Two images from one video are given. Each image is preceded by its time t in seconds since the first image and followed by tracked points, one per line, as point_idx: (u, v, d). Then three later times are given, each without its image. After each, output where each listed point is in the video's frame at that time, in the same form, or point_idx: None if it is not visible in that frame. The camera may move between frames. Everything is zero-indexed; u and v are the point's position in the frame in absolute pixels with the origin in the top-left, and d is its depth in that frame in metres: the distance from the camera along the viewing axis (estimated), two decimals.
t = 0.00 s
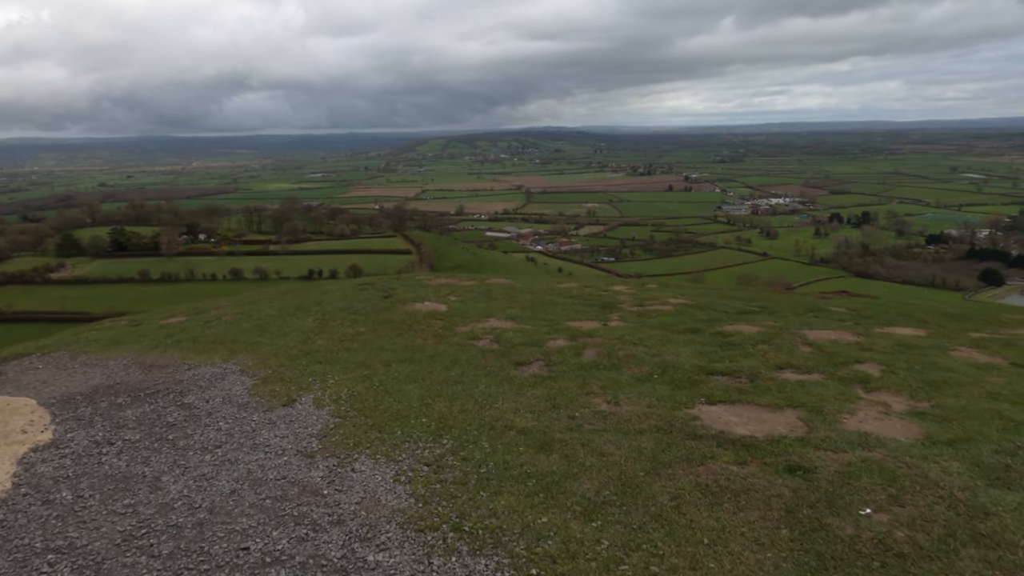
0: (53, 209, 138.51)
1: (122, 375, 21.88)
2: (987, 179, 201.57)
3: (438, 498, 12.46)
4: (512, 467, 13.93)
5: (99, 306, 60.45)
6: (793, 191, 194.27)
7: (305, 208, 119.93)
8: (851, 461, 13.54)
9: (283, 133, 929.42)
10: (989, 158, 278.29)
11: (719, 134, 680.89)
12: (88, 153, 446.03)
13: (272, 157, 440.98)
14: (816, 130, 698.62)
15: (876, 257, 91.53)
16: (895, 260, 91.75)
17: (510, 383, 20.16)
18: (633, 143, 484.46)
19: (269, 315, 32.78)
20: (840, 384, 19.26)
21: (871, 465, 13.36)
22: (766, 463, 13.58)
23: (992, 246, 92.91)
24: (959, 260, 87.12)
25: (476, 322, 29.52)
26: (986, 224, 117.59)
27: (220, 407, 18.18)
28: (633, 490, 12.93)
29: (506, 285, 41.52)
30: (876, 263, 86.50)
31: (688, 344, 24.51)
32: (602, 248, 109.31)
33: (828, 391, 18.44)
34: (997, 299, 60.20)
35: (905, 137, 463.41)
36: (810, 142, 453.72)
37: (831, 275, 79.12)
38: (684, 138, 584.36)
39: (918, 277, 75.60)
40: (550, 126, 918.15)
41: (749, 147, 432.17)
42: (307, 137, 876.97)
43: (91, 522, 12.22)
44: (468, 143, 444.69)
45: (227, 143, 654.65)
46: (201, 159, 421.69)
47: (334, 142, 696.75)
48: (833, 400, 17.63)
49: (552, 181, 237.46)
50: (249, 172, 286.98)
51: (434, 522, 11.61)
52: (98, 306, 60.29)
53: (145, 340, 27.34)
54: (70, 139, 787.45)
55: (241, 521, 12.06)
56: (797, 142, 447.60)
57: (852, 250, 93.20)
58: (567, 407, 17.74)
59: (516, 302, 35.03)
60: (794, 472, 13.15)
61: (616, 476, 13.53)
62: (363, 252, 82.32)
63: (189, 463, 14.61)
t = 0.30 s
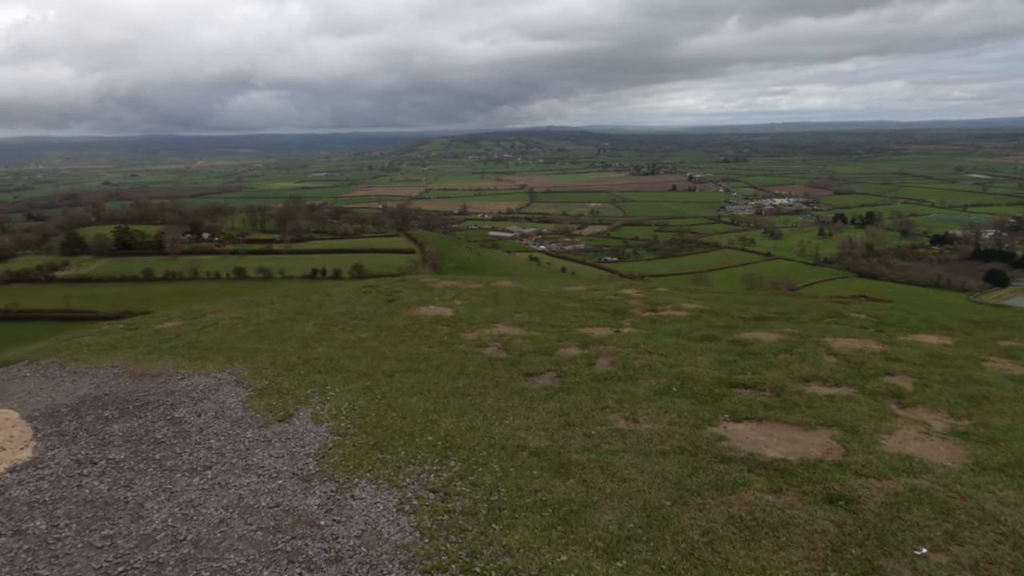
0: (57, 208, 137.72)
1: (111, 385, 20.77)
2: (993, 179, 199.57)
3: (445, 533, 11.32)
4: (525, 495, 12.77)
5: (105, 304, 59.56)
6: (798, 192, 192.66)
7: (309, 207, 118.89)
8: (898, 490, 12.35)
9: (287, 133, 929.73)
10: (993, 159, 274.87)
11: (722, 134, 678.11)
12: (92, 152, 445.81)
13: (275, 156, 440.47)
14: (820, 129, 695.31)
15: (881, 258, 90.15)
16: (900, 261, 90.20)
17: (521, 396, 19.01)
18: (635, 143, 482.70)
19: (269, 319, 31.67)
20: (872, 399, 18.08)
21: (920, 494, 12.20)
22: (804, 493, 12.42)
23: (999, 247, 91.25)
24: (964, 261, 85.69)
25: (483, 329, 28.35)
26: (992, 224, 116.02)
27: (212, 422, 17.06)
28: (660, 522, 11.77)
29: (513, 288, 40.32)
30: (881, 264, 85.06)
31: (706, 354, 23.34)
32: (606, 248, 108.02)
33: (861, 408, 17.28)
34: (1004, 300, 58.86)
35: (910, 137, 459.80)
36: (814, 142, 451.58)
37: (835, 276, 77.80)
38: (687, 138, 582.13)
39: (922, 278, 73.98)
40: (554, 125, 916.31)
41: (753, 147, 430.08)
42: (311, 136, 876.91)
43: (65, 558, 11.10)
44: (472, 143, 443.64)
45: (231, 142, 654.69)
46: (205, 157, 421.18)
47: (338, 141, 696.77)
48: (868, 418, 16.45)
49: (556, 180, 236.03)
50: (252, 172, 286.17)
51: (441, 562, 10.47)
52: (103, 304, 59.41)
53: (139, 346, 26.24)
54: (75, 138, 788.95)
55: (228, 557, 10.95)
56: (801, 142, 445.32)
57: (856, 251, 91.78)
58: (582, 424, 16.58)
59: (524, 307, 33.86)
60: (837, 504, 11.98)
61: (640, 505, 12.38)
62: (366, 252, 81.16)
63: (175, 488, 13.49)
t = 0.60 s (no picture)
0: (71, 205, 138.15)
1: (118, 394, 19.99)
2: (1007, 181, 196.48)
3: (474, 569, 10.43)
4: (557, 525, 11.86)
5: (117, 301, 59.20)
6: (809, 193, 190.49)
7: (318, 206, 118.43)
8: (964, 525, 11.34)
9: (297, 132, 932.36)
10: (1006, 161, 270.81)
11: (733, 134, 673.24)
12: (105, 151, 448.31)
13: (285, 155, 441.51)
14: (831, 130, 690.18)
15: (893, 260, 88.50)
16: (912, 263, 88.34)
17: (545, 411, 18.08)
18: (645, 144, 479.11)
19: (280, 324, 30.88)
20: (919, 418, 17.02)
21: (990, 531, 11.18)
22: (862, 528, 11.43)
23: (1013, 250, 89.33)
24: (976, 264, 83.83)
25: (499, 336, 27.45)
26: (1005, 227, 113.81)
27: (222, 437, 16.25)
28: (706, 559, 10.83)
29: (529, 292, 39.40)
30: (892, 266, 83.29)
31: (736, 366, 22.34)
32: (615, 248, 106.92)
33: (909, 428, 16.23)
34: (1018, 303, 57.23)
35: (923, 138, 454.71)
36: (825, 142, 447.37)
37: (845, 278, 76.43)
38: (697, 138, 579.12)
39: (933, 282, 71.97)
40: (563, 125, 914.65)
41: (764, 147, 426.63)
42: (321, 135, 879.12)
43: None
44: (481, 142, 443.07)
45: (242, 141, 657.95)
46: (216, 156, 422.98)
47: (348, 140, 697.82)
48: (918, 440, 15.40)
49: (565, 180, 234.88)
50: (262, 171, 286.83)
51: None
52: (115, 301, 59.06)
53: (147, 352, 25.52)
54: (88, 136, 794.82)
55: None
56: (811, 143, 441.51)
57: (867, 253, 90.27)
58: (612, 443, 15.65)
59: (542, 313, 32.95)
60: (898, 541, 11.00)
61: (682, 539, 11.43)
62: (375, 251, 80.40)
63: (183, 511, 12.67)
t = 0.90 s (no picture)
0: (82, 203, 138.41)
1: (129, 398, 19.24)
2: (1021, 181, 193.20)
3: None
4: (604, 550, 10.91)
5: (127, 299, 58.73)
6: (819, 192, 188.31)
7: (327, 205, 117.82)
8: None
9: (307, 131, 934.80)
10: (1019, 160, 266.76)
11: (742, 133, 668.80)
12: (116, 149, 450.32)
13: (294, 154, 441.96)
14: (841, 129, 684.80)
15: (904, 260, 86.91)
16: (923, 264, 86.61)
17: (576, 420, 17.17)
18: (653, 143, 476.73)
19: (294, 325, 30.09)
20: (976, 431, 15.94)
21: None
22: (936, 556, 10.47)
23: None
24: (990, 264, 82.11)
25: (521, 339, 26.53)
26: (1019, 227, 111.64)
27: (239, 447, 15.45)
28: None
29: (547, 293, 38.47)
30: (905, 266, 81.65)
31: (771, 372, 21.33)
32: (624, 247, 105.82)
33: (967, 441, 15.18)
34: None
35: (935, 138, 449.39)
36: (835, 142, 443.43)
37: (856, 278, 74.99)
38: (706, 137, 576.28)
39: (947, 282, 70.54)
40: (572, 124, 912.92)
41: (774, 146, 423.50)
42: (330, 134, 881.64)
43: None
44: (490, 141, 442.24)
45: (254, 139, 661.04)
46: (227, 155, 424.39)
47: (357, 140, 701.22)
48: (981, 455, 14.34)
49: (574, 179, 233.40)
50: (271, 170, 287.17)
51: None
52: (126, 299, 58.58)
53: (159, 354, 24.76)
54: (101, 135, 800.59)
55: None
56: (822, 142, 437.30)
57: (879, 253, 88.73)
58: (651, 456, 14.69)
59: (562, 315, 31.99)
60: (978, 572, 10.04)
61: (739, 566, 10.49)
62: (384, 249, 79.65)
63: (199, 529, 11.86)
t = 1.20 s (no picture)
0: (97, 200, 138.82)
1: (145, 406, 18.52)
2: None
3: None
4: None
5: (141, 296, 58.37)
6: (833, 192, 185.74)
7: (339, 203, 117.34)
8: None
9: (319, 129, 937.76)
10: None
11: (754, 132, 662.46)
12: (131, 146, 453.13)
13: (305, 151, 442.57)
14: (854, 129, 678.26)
15: (918, 260, 85.19)
16: (939, 264, 84.85)
17: (613, 435, 16.27)
18: (665, 142, 472.52)
19: (312, 328, 29.35)
20: None
21: None
22: None
23: None
24: (1007, 265, 80.22)
25: (546, 345, 25.65)
26: None
27: (261, 461, 14.68)
28: None
29: (568, 296, 37.55)
30: (919, 266, 79.99)
31: (813, 383, 20.29)
32: (635, 247, 104.58)
33: None
34: None
35: (950, 138, 442.86)
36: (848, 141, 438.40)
37: (869, 279, 73.48)
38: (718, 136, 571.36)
39: (961, 282, 68.96)
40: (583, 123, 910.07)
41: (787, 146, 419.06)
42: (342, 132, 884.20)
43: None
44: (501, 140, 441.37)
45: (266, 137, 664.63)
46: (240, 152, 426.15)
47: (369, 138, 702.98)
48: None
49: (586, 178, 231.92)
50: (283, 167, 287.77)
51: None
52: (139, 296, 58.22)
53: (176, 358, 24.09)
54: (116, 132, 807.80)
55: None
56: (835, 142, 432.81)
57: (893, 253, 87.02)
58: (697, 477, 13.80)
59: (586, 319, 31.06)
60: None
61: None
62: (396, 247, 78.95)
63: (221, 555, 11.08)
